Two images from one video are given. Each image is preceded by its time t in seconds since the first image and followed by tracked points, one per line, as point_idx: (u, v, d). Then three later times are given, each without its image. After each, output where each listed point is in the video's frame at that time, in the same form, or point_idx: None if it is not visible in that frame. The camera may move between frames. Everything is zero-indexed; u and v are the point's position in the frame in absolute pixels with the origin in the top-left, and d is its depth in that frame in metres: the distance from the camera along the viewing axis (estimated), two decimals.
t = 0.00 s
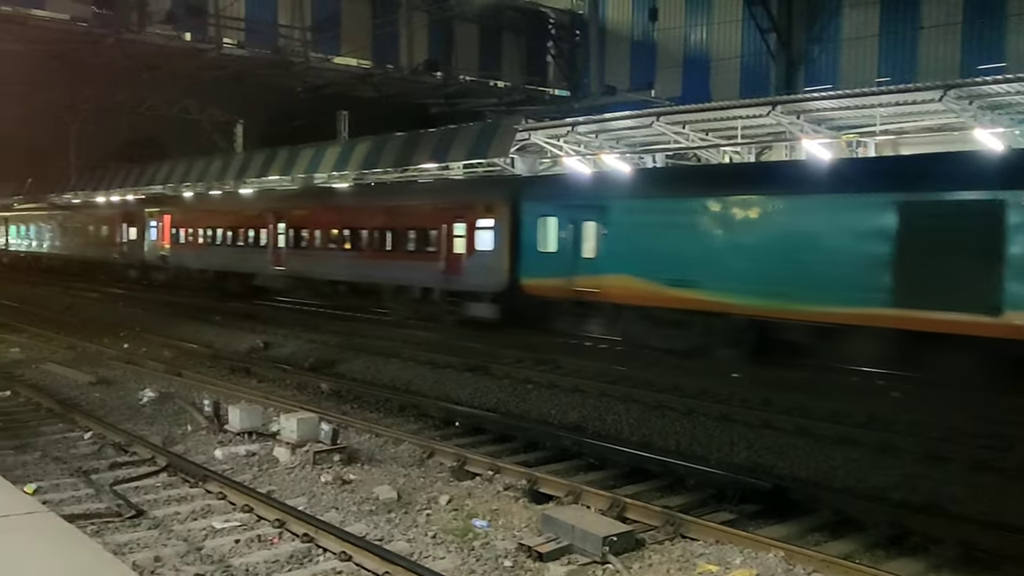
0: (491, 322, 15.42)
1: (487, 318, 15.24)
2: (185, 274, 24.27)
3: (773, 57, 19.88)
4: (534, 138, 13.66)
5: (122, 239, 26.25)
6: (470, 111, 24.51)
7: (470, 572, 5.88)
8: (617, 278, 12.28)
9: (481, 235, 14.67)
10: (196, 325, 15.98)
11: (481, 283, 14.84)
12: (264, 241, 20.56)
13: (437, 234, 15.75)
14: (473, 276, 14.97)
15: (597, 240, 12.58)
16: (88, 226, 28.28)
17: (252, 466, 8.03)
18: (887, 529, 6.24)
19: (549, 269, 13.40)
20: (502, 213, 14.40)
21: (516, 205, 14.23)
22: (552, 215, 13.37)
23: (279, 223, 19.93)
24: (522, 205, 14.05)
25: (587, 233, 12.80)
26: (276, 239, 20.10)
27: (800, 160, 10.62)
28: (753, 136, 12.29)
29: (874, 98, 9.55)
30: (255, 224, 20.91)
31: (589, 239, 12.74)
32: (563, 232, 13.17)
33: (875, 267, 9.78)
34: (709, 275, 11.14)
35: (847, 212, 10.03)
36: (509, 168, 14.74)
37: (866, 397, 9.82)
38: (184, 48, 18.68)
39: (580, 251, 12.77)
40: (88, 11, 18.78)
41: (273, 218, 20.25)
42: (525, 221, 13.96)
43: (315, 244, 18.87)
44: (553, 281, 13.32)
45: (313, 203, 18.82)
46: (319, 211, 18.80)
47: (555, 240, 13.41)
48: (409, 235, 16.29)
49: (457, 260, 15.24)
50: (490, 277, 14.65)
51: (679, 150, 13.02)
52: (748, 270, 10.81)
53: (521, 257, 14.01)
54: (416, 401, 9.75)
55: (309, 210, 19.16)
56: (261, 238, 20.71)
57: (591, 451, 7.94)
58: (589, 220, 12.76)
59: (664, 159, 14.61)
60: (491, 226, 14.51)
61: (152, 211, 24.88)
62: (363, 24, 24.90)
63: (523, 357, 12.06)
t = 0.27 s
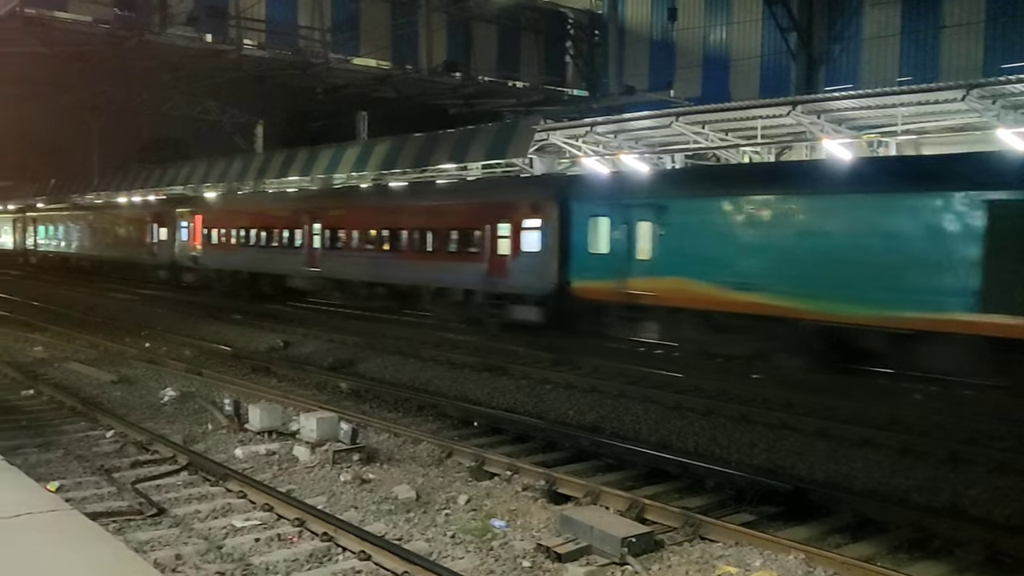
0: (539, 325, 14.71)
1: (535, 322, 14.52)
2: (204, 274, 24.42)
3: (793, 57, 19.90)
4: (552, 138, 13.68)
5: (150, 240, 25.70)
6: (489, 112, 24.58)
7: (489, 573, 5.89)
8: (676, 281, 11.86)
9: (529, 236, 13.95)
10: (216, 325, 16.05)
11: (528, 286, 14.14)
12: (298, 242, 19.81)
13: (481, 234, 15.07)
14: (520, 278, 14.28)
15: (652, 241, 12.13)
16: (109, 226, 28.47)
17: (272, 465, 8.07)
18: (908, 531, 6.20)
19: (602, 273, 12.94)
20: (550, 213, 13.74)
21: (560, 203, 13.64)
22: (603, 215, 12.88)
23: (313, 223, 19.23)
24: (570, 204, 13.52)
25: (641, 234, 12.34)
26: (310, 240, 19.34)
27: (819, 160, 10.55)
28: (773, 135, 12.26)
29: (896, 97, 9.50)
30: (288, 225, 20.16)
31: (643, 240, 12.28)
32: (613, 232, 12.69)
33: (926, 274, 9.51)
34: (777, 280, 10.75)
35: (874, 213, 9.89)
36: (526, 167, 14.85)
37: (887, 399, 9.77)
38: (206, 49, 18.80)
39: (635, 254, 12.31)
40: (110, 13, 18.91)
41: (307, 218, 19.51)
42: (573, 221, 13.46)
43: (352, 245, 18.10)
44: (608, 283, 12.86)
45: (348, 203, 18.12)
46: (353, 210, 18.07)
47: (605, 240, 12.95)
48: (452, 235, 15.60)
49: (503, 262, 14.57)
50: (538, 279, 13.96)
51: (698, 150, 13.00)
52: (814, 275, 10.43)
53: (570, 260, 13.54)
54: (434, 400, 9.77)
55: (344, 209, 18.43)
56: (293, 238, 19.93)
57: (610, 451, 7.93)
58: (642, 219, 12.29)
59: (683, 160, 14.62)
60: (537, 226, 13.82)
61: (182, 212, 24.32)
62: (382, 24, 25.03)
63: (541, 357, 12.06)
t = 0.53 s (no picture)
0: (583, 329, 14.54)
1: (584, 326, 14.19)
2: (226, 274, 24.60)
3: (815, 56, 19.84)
4: (572, 138, 13.70)
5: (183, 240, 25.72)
6: (509, 112, 24.61)
7: (511, 573, 5.89)
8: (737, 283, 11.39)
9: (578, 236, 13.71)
10: (238, 324, 16.16)
11: (577, 287, 13.82)
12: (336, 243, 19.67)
13: (529, 234, 14.79)
14: (569, 280, 13.98)
15: (713, 242, 11.68)
16: (133, 226, 28.73)
17: (294, 464, 8.12)
18: (932, 533, 6.15)
19: (657, 273, 12.52)
20: (603, 213, 13.42)
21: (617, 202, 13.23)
22: (659, 213, 12.49)
23: (352, 224, 19.06)
24: (627, 203, 13.09)
25: (702, 234, 11.90)
26: (349, 241, 19.19)
27: (841, 160, 10.46)
28: (795, 135, 12.20)
29: (919, 96, 9.43)
30: (325, 225, 20.06)
31: (703, 240, 11.84)
32: (673, 232, 12.26)
33: (971, 279, 9.20)
34: (841, 285, 10.24)
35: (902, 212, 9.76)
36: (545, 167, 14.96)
37: (910, 400, 9.70)
38: (229, 50, 18.94)
39: (695, 254, 11.88)
40: (135, 15, 19.10)
41: (346, 218, 19.36)
42: (629, 221, 13.03)
43: (392, 246, 17.91)
44: (665, 287, 12.40)
45: (389, 202, 17.91)
46: (395, 211, 17.85)
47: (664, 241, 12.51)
48: (498, 236, 15.33)
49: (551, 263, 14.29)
50: (588, 281, 13.66)
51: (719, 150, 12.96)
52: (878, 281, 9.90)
53: (623, 260, 13.15)
54: (455, 400, 9.79)
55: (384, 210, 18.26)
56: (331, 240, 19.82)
57: (631, 452, 7.92)
58: (704, 219, 11.86)
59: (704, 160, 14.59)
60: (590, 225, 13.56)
61: (214, 212, 24.29)
62: (403, 25, 25.14)
63: (561, 358, 12.06)
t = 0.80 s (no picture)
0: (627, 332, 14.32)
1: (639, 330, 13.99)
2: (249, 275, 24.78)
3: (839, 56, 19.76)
4: (593, 139, 13.72)
5: (216, 242, 25.77)
6: (530, 114, 24.64)
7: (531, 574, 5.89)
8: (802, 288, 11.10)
9: (631, 238, 13.50)
10: (261, 325, 16.28)
11: (630, 290, 13.62)
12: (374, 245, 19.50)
13: (578, 236, 14.59)
14: (621, 283, 13.78)
15: (777, 245, 11.39)
16: (158, 227, 29.00)
17: (316, 464, 8.17)
18: (956, 537, 6.11)
19: (717, 276, 12.29)
20: (658, 214, 13.19)
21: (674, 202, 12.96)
22: (719, 215, 12.25)
23: (391, 226, 18.88)
24: (685, 204, 12.82)
25: (766, 237, 11.61)
26: (387, 242, 19.06)
27: (865, 161, 10.52)
28: (818, 135, 12.14)
29: (943, 96, 9.36)
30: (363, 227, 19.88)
31: (767, 243, 11.56)
32: (735, 234, 11.99)
33: None
34: (907, 288, 9.95)
35: (921, 210, 9.82)
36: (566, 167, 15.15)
37: (934, 403, 9.62)
38: (251, 53, 19.10)
39: (758, 257, 11.62)
40: (160, 18, 19.26)
41: (384, 220, 19.23)
42: (687, 223, 12.81)
43: (433, 248, 17.75)
44: (725, 290, 12.14)
45: (430, 204, 17.78)
46: (436, 212, 17.72)
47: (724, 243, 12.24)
48: (545, 237, 15.14)
49: (602, 266, 14.10)
50: (642, 283, 13.44)
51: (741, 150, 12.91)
52: (937, 282, 9.66)
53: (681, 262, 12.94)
54: (476, 401, 9.82)
55: (426, 211, 18.05)
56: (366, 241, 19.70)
57: (652, 454, 7.91)
58: (767, 220, 11.60)
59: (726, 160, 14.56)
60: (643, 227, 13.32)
61: (248, 214, 24.23)
62: (424, 27, 25.23)
63: (581, 359, 12.07)
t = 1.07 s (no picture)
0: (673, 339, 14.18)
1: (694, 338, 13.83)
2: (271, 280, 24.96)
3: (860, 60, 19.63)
4: (613, 143, 13.78)
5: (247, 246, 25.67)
6: (549, 118, 24.68)
7: None
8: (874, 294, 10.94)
9: (687, 242, 13.20)
10: (283, 329, 16.40)
11: (687, 297, 13.32)
12: (410, 249, 19.35)
13: (629, 241, 14.29)
14: (676, 289, 13.49)
15: (847, 250, 11.21)
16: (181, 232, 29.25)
17: (338, 468, 8.20)
18: (981, 543, 6.05)
19: (784, 283, 12.13)
20: (716, 218, 12.89)
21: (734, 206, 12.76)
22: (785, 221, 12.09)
23: (428, 230, 18.71)
24: (747, 208, 12.63)
25: (834, 242, 11.47)
26: (425, 246, 18.94)
27: (890, 165, 10.80)
28: (840, 139, 12.08)
29: (966, 99, 9.29)
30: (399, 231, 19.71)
31: (837, 248, 11.39)
32: (802, 238, 11.86)
33: None
34: (985, 295, 9.70)
35: (953, 214, 9.99)
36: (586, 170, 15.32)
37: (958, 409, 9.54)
38: (273, 59, 19.24)
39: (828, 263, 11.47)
40: (182, 25, 19.46)
41: (420, 224, 19.08)
42: (749, 227, 12.62)
43: (473, 252, 17.56)
44: (791, 296, 12.04)
45: (468, 208, 17.58)
46: (474, 216, 17.52)
47: (790, 247, 12.11)
48: (593, 242, 14.87)
49: (654, 271, 13.81)
50: (699, 290, 13.14)
51: (761, 154, 12.86)
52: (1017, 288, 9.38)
53: (744, 269, 12.76)
54: (497, 405, 9.83)
55: (465, 214, 17.86)
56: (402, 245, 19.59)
57: (673, 459, 7.89)
58: (837, 225, 11.41)
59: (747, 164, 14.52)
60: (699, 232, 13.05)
61: (281, 219, 24.10)
62: (445, 32, 25.34)
63: (601, 363, 12.06)
